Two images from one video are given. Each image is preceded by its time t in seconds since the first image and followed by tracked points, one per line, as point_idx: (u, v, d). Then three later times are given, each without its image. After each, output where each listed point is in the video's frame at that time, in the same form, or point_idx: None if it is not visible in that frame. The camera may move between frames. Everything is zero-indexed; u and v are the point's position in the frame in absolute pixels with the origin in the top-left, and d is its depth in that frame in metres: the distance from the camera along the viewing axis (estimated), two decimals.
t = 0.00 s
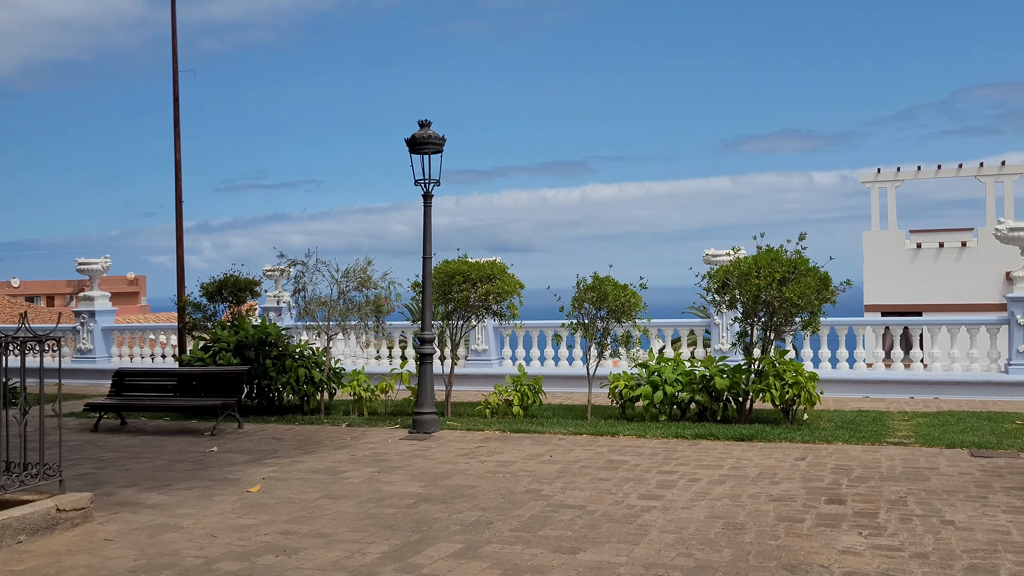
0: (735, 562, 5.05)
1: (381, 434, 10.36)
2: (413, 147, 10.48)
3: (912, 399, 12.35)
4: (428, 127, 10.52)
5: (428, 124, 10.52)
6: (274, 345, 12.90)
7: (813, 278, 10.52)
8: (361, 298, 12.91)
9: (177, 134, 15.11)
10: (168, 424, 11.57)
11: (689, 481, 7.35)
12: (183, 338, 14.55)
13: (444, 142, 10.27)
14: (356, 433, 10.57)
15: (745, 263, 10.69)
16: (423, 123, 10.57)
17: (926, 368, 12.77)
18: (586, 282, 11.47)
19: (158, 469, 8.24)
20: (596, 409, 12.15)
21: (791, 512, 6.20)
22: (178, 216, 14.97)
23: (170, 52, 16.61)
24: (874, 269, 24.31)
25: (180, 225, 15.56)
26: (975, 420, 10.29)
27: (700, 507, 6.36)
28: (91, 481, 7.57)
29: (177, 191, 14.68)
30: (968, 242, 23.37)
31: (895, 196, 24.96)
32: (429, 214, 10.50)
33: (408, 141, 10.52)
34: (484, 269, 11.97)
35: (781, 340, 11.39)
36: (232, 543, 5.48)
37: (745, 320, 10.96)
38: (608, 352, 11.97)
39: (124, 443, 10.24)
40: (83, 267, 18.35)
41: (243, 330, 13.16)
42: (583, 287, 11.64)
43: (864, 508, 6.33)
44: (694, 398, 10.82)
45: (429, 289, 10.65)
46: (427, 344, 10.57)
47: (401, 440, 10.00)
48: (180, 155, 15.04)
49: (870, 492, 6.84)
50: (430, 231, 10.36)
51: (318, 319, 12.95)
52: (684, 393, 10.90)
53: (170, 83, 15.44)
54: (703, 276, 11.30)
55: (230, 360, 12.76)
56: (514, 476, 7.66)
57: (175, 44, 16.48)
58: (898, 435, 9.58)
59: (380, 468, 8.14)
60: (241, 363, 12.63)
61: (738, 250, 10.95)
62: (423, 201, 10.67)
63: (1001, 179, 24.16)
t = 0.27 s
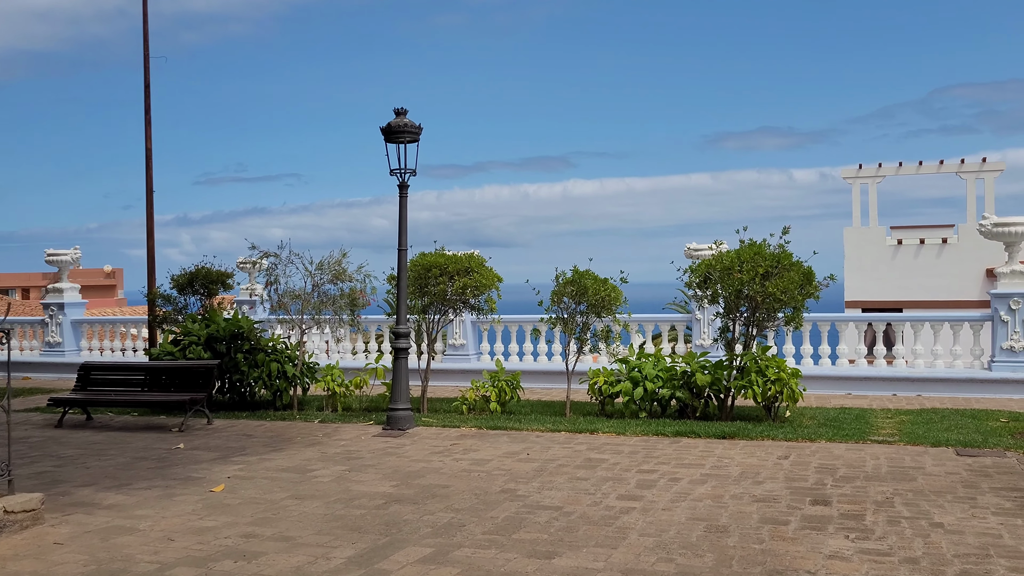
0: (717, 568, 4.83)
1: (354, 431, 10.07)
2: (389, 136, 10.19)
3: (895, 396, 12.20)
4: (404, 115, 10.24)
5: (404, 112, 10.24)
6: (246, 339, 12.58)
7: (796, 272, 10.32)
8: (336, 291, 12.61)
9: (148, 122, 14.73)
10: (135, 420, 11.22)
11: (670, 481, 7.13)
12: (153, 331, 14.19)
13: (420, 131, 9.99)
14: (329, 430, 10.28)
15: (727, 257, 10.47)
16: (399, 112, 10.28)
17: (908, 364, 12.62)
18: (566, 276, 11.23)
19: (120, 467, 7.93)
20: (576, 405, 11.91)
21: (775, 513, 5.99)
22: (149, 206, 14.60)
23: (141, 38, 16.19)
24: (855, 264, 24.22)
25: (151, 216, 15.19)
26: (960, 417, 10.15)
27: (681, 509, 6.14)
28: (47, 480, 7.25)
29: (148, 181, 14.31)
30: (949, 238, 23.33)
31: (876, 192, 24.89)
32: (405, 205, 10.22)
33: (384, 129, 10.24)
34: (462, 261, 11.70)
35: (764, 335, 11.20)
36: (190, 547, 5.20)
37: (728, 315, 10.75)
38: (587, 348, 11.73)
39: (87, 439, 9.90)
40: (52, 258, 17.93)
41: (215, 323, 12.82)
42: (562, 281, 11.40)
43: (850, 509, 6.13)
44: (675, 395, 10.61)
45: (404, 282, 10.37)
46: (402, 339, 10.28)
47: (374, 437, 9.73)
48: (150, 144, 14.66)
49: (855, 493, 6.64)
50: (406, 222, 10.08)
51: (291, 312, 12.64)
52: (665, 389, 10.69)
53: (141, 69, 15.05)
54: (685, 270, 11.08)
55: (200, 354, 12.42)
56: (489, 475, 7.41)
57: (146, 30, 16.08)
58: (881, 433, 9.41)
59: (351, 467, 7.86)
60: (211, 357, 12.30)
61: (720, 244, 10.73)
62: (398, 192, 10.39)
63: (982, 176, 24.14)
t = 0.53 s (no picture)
0: None
1: (332, 432, 9.79)
2: (368, 129, 9.91)
3: (884, 398, 12.02)
4: (385, 108, 9.96)
5: (384, 105, 9.96)
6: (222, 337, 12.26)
7: (785, 271, 10.11)
8: (315, 288, 12.31)
9: (123, 115, 14.37)
10: (106, 420, 10.89)
11: (656, 487, 6.89)
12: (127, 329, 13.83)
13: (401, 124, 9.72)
14: (306, 431, 9.99)
15: (715, 256, 10.24)
16: (380, 104, 10.00)
17: (897, 365, 12.44)
18: (550, 274, 10.97)
19: (86, 471, 7.62)
20: (560, 406, 11.67)
21: (766, 523, 5.75)
22: (123, 201, 14.24)
23: (117, 28, 15.82)
24: (841, 264, 24.08)
25: (126, 210, 14.82)
26: (950, 419, 9.97)
27: (668, 518, 5.89)
28: (7, 485, 6.94)
29: (123, 175, 13.95)
30: (935, 238, 23.23)
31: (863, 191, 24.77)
32: (385, 200, 9.94)
33: (363, 122, 9.95)
34: (444, 259, 11.43)
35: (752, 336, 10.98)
36: (150, 560, 4.91)
37: (715, 315, 10.53)
38: (572, 347, 11.48)
39: (55, 441, 9.57)
40: (26, 253, 17.53)
41: (190, 320, 12.49)
42: (547, 279, 11.15)
43: (843, 518, 5.90)
44: (662, 396, 10.37)
45: (384, 280, 10.09)
46: (381, 338, 9.99)
47: (352, 439, 9.44)
48: (125, 137, 14.29)
49: (848, 500, 6.42)
50: (386, 218, 9.80)
51: (269, 310, 12.33)
52: (651, 390, 10.45)
53: (117, 60, 14.69)
54: (672, 268, 10.85)
55: (175, 353, 12.09)
56: (470, 481, 7.15)
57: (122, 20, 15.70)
58: (872, 435, 9.21)
59: (326, 471, 7.58)
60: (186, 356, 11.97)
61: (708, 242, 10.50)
62: (378, 187, 10.11)
63: (969, 175, 24.05)
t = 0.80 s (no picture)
0: None
1: (304, 433, 9.49)
2: (343, 120, 9.62)
3: (869, 397, 11.85)
4: (360, 98, 9.66)
5: (360, 95, 9.67)
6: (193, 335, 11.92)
7: (770, 269, 9.90)
8: (289, 285, 12.00)
9: (92, 107, 13.98)
10: (71, 420, 10.53)
11: (639, 490, 6.65)
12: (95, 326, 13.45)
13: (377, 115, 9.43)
14: (278, 432, 9.68)
15: (699, 252, 10.02)
16: (355, 95, 9.71)
17: (881, 364, 12.28)
18: (531, 270, 10.71)
19: (44, 474, 7.28)
20: (540, 405, 11.42)
21: (753, 528, 5.52)
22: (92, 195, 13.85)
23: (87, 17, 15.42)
24: (823, 262, 23.98)
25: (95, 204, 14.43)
26: (936, 420, 9.82)
27: (652, 523, 5.65)
28: None
29: (91, 167, 13.57)
30: (917, 237, 23.16)
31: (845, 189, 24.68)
32: (360, 194, 9.64)
33: (338, 113, 9.65)
34: (421, 255, 11.15)
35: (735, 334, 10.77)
36: (102, 571, 4.61)
37: (698, 313, 10.31)
38: (553, 346, 11.23)
39: (16, 442, 9.21)
40: None
41: (161, 317, 12.14)
42: (527, 276, 10.89)
43: (833, 522, 5.68)
44: (644, 396, 10.14)
45: (359, 276, 9.79)
46: (356, 336, 9.67)
47: (325, 440, 9.14)
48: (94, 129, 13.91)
49: (837, 503, 6.21)
50: (362, 211, 9.50)
51: (242, 307, 12.00)
52: (633, 390, 10.22)
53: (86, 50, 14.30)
54: (655, 265, 10.62)
55: (144, 351, 11.74)
56: (446, 484, 6.88)
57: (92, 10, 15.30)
58: (858, 436, 9.02)
59: (296, 474, 7.28)
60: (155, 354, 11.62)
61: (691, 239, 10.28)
62: (353, 180, 9.81)
63: (950, 175, 24.01)
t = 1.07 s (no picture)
0: None
1: (281, 439, 9.20)
2: (322, 116, 9.34)
3: (859, 401, 11.66)
4: (340, 94, 9.38)
5: (339, 91, 9.38)
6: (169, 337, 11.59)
7: (760, 269, 9.69)
8: (268, 285, 11.69)
9: (65, 102, 13.63)
10: (41, 425, 10.20)
11: (626, 500, 6.41)
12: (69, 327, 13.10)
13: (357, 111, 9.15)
14: (254, 437, 9.39)
15: (688, 252, 9.79)
16: (334, 90, 9.42)
17: (872, 367, 12.09)
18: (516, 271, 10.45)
19: (6, 483, 6.97)
20: (525, 409, 11.16)
21: (745, 542, 5.29)
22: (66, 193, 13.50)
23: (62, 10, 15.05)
24: (810, 263, 23.83)
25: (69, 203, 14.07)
26: (929, 424, 9.63)
27: (640, 536, 5.41)
28: None
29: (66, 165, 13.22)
30: (905, 237, 23.03)
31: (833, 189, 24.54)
32: (340, 192, 9.36)
33: (317, 109, 9.37)
34: (404, 255, 10.87)
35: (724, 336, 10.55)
36: None
37: (686, 315, 10.08)
38: (538, 348, 10.98)
39: None
40: None
41: (136, 319, 11.81)
42: (511, 277, 10.63)
43: (828, 535, 5.45)
44: (631, 400, 9.90)
45: (338, 277, 9.50)
46: (335, 338, 9.36)
47: (303, 446, 8.86)
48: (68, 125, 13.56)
49: (832, 514, 5.98)
50: (341, 210, 9.22)
51: (219, 308, 11.69)
52: (620, 393, 9.98)
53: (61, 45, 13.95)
54: (642, 265, 10.38)
55: (118, 354, 11.41)
56: (426, 494, 6.62)
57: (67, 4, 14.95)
58: (849, 441, 8.82)
59: (270, 483, 7.00)
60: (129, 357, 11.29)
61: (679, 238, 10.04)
62: (333, 178, 9.53)
63: (938, 175, 23.90)
